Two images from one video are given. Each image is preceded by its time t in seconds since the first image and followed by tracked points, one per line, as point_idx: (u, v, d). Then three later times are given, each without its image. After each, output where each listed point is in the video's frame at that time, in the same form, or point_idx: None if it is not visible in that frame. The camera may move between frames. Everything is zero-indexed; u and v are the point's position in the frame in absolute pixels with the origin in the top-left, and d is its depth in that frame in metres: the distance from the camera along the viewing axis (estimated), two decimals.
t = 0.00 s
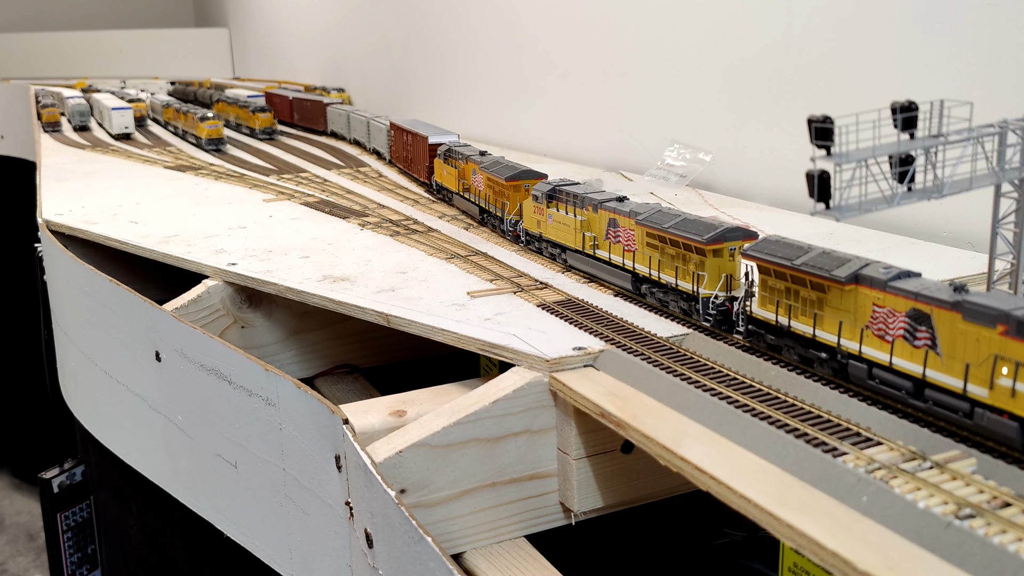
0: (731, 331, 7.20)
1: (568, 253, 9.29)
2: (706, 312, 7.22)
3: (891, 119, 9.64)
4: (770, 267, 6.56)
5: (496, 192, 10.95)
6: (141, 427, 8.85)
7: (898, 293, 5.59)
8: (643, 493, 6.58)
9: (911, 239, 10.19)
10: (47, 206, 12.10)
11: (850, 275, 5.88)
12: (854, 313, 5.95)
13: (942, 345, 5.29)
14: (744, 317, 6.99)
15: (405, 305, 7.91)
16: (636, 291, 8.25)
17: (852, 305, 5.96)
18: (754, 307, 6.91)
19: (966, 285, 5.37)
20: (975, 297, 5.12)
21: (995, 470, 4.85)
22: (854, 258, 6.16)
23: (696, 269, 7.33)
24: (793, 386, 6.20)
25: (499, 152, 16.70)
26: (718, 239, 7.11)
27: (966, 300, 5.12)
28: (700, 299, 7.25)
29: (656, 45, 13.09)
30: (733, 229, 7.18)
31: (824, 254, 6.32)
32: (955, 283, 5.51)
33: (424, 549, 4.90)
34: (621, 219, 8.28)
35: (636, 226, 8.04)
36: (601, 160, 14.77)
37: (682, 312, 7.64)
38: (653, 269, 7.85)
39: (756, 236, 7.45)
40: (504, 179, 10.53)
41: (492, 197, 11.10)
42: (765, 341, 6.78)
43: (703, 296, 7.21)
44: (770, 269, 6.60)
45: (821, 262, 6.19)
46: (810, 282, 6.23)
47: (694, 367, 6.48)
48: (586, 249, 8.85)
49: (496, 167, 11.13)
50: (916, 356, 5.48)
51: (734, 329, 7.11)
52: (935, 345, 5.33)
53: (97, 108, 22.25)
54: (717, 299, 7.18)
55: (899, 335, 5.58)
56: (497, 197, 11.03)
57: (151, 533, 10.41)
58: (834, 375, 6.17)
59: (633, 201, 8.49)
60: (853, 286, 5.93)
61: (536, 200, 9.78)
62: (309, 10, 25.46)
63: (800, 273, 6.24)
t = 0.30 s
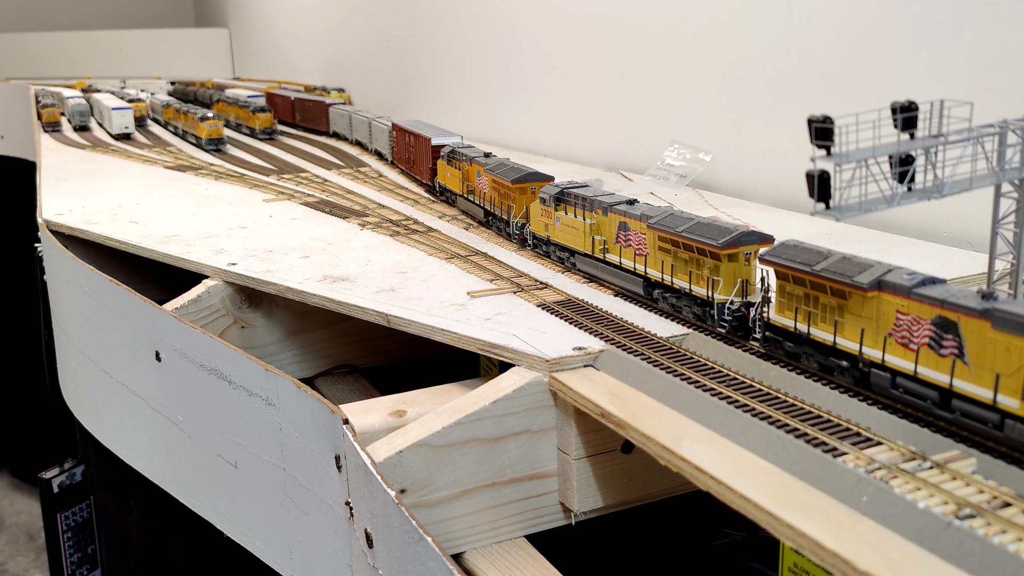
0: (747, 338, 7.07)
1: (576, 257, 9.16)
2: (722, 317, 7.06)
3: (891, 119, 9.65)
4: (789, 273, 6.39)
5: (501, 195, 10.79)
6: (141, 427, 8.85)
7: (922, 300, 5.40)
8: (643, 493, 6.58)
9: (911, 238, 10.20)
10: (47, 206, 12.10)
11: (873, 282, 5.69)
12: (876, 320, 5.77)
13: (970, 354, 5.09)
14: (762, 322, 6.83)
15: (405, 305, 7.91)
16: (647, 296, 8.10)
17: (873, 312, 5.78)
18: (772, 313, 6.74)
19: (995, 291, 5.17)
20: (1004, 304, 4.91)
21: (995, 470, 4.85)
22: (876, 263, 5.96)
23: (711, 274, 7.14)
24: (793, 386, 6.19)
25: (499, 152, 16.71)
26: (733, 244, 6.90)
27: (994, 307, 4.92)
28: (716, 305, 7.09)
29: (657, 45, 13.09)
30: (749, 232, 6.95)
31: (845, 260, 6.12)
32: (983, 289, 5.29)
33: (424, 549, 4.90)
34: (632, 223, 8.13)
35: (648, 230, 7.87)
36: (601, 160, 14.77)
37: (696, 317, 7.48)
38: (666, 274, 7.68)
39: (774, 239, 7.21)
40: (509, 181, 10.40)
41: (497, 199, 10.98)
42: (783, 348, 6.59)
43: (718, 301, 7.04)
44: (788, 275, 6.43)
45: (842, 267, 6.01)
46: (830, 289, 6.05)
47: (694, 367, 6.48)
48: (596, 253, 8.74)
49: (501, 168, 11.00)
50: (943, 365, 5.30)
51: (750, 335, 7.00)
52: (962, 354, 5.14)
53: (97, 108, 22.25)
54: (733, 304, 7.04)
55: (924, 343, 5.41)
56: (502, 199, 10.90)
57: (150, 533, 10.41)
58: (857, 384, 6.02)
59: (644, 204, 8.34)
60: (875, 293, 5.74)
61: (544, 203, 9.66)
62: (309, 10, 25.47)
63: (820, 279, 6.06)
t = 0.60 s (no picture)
0: (764, 345, 6.86)
1: (585, 260, 8.96)
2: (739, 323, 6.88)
3: (891, 119, 9.65)
4: (807, 279, 6.16)
5: (507, 198, 10.59)
6: (141, 427, 8.86)
7: (949, 308, 5.18)
8: (643, 493, 6.58)
9: (911, 239, 10.20)
10: (47, 206, 12.10)
11: (896, 289, 5.46)
12: (900, 328, 5.56)
13: (1001, 364, 4.90)
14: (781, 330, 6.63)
15: (405, 305, 7.90)
16: (660, 302, 7.92)
17: (897, 319, 5.57)
18: (789, 319, 6.52)
19: None
20: None
21: (995, 470, 4.85)
22: (899, 268, 5.74)
23: (727, 279, 6.98)
24: (793, 386, 6.19)
25: (499, 152, 16.71)
26: (750, 248, 6.73)
27: None
28: (732, 311, 6.91)
29: (657, 45, 13.09)
30: (766, 236, 6.79)
31: (866, 265, 5.89)
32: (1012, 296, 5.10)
33: (424, 549, 4.90)
34: (643, 226, 7.94)
35: (661, 234, 7.70)
36: (601, 160, 14.77)
37: (711, 323, 7.31)
38: (680, 279, 7.50)
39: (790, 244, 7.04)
40: (516, 184, 10.19)
41: (503, 202, 10.77)
42: (802, 355, 6.41)
43: (735, 307, 6.87)
44: (806, 281, 6.20)
45: (863, 273, 5.78)
46: (851, 296, 5.82)
47: (694, 367, 6.48)
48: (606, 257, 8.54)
49: (507, 170, 10.80)
50: (972, 375, 5.10)
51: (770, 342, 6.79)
52: (992, 364, 4.94)
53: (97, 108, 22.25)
54: (750, 310, 6.87)
55: (951, 353, 5.20)
56: (507, 202, 10.69)
57: (150, 533, 10.40)
58: (880, 393, 5.83)
59: (655, 208, 8.17)
60: (899, 300, 5.51)
61: (552, 206, 9.47)
62: (309, 10, 25.47)
63: (841, 286, 5.82)
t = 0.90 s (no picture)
0: (782, 352, 6.70)
1: (596, 264, 8.75)
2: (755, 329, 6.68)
3: (891, 119, 9.66)
4: (828, 285, 5.95)
5: (514, 200, 10.44)
6: (141, 427, 8.86)
7: (978, 315, 4.98)
8: (643, 493, 6.58)
9: (910, 239, 10.21)
10: (47, 206, 12.10)
11: (922, 296, 5.27)
12: (926, 336, 5.35)
13: None
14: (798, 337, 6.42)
15: (405, 305, 7.91)
16: (673, 307, 7.72)
17: (922, 327, 5.37)
18: (808, 326, 6.32)
19: None
20: None
21: (995, 470, 4.85)
22: (924, 274, 5.54)
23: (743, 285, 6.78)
24: (793, 386, 6.19)
25: (499, 152, 16.72)
26: (767, 253, 6.53)
27: None
28: (748, 318, 6.71)
29: (657, 45, 13.09)
30: (784, 240, 6.58)
31: (889, 271, 5.71)
32: None
33: (424, 549, 4.90)
34: (656, 230, 7.75)
35: (674, 238, 7.49)
36: (601, 160, 14.78)
37: (726, 330, 7.10)
38: (694, 285, 7.30)
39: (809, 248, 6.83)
40: (523, 187, 10.03)
41: (509, 204, 10.63)
42: (822, 364, 6.20)
43: (751, 314, 6.68)
44: (827, 287, 5.99)
45: (887, 279, 5.58)
46: (874, 302, 5.62)
47: (694, 367, 6.48)
48: (617, 261, 8.35)
49: (512, 172, 10.64)
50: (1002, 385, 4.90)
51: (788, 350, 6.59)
52: None
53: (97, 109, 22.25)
54: (767, 316, 6.67)
55: (980, 362, 5.00)
56: (514, 205, 10.54)
57: (151, 533, 10.40)
58: (904, 403, 5.62)
59: (668, 211, 7.98)
60: (925, 307, 5.32)
61: (560, 209, 9.27)
62: (309, 10, 25.47)
63: (864, 293, 5.62)
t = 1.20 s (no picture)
0: (801, 360, 6.52)
1: (606, 268, 8.61)
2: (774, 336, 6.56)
3: (891, 119, 9.66)
4: (849, 291, 5.79)
5: (520, 203, 10.31)
6: (141, 427, 8.86)
7: (1009, 324, 4.83)
8: (643, 493, 6.58)
9: (910, 239, 10.21)
10: (47, 206, 12.10)
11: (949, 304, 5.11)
12: (954, 345, 5.20)
13: None
14: (818, 344, 6.26)
15: (405, 305, 7.91)
16: (686, 312, 7.60)
17: (949, 335, 5.22)
18: (828, 334, 6.15)
19: None
20: None
21: (994, 470, 4.85)
22: (950, 280, 5.38)
23: (761, 290, 6.66)
24: (793, 386, 6.19)
25: (499, 152, 16.72)
26: (786, 257, 6.41)
27: None
28: (766, 324, 6.60)
29: (656, 45, 13.09)
30: (801, 245, 6.44)
31: (913, 277, 5.54)
32: None
33: (424, 549, 4.90)
34: (669, 234, 7.63)
35: (687, 242, 7.38)
36: (601, 160, 14.78)
37: (742, 336, 6.97)
38: (709, 290, 7.18)
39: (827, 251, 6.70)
40: (529, 190, 9.90)
41: (515, 207, 10.50)
42: (842, 372, 6.03)
43: (769, 320, 6.57)
44: (848, 293, 5.83)
45: (912, 285, 5.42)
46: (898, 310, 5.46)
47: (694, 367, 6.48)
48: (628, 265, 8.21)
49: (519, 175, 10.50)
50: None
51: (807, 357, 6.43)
52: None
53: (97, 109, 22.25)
54: (784, 323, 6.55)
55: (1011, 372, 4.85)
56: (520, 208, 10.40)
57: (150, 533, 10.40)
58: (930, 414, 5.45)
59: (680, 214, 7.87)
60: (951, 315, 5.17)
61: (569, 212, 9.14)
62: (309, 10, 25.47)
63: (888, 300, 5.46)
